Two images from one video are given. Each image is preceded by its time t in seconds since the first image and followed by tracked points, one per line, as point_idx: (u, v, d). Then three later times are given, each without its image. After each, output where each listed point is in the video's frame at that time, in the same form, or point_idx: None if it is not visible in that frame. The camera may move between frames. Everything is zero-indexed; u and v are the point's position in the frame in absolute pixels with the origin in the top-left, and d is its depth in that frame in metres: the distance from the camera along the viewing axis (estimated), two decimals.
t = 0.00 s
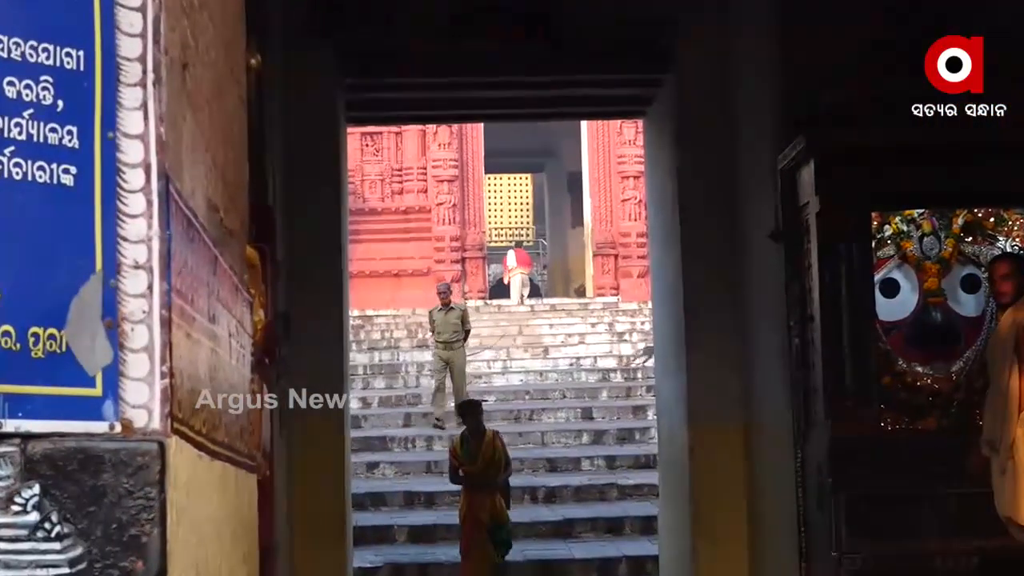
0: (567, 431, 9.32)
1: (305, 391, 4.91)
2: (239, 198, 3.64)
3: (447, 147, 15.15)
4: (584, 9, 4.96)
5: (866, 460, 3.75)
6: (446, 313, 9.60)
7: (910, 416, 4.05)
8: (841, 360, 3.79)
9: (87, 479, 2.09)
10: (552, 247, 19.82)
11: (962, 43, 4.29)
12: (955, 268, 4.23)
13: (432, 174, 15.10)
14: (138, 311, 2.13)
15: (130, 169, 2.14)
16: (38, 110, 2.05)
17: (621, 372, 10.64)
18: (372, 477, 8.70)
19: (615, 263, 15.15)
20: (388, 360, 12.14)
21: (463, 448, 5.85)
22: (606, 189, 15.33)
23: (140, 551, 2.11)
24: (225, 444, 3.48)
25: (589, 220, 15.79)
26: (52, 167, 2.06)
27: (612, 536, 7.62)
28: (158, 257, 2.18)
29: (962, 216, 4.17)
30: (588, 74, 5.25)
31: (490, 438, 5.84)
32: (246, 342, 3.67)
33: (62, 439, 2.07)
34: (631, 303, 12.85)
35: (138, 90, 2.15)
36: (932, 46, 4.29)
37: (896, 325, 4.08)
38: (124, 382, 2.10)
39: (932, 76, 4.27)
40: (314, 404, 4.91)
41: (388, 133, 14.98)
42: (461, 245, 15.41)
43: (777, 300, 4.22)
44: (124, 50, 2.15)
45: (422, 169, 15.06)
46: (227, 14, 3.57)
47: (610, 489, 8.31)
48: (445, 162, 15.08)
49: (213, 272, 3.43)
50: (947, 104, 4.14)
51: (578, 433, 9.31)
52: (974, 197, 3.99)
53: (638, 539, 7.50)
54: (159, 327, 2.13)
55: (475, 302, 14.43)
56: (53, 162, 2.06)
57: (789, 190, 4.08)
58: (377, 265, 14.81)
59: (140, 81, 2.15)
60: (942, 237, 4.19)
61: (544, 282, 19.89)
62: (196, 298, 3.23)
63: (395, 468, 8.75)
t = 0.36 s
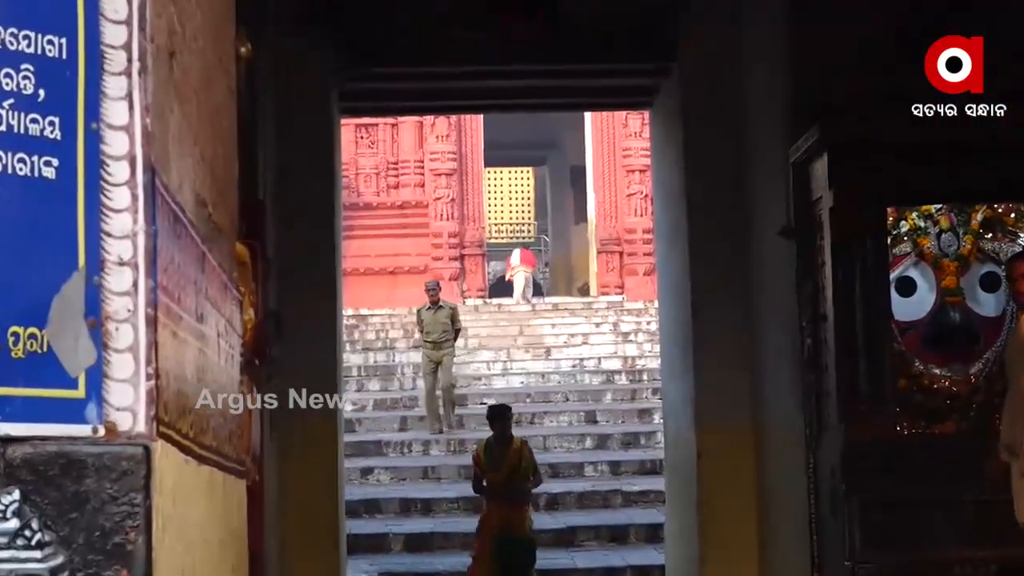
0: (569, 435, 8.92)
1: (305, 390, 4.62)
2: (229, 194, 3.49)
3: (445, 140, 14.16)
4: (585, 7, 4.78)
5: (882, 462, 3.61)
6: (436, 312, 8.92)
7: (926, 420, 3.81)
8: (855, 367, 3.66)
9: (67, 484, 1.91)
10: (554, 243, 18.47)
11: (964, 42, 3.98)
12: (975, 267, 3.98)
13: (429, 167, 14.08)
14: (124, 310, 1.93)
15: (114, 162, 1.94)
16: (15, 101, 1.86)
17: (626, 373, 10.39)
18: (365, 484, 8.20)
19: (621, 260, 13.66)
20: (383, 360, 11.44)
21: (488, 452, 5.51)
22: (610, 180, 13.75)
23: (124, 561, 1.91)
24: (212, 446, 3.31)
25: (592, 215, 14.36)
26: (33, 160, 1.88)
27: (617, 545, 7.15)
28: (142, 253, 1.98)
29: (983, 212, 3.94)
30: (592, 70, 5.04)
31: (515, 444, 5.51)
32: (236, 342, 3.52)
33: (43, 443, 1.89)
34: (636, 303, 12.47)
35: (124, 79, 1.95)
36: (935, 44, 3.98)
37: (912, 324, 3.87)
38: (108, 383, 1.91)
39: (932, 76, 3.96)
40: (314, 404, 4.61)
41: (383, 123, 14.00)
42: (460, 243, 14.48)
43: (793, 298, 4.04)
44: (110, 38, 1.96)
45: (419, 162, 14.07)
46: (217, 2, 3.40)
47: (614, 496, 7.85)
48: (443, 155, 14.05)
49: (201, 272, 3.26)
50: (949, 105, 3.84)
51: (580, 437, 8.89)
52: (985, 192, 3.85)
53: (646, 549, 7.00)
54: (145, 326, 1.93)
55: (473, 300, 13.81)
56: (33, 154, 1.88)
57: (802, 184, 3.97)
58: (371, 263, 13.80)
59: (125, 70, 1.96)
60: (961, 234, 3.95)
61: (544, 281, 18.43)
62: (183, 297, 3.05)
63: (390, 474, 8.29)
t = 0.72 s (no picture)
0: (570, 439, 8.52)
1: (305, 390, 4.40)
2: (214, 187, 3.34)
3: (439, 131, 13.46)
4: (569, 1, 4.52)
5: (896, 464, 3.46)
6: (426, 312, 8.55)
7: (941, 423, 3.58)
8: (868, 368, 3.50)
9: (47, 492, 1.96)
10: (554, 239, 18.21)
11: (964, 41, 3.72)
12: (992, 264, 3.76)
13: (423, 161, 13.43)
14: (105, 309, 1.99)
15: (96, 155, 2.00)
16: None
17: (629, 375, 10.03)
18: (356, 490, 7.75)
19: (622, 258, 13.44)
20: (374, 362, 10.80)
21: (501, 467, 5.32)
22: (611, 174, 13.50)
23: (105, 570, 1.96)
24: (199, 450, 3.17)
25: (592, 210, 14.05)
26: (13, 154, 1.93)
27: (619, 555, 6.92)
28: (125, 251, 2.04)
29: (1000, 208, 3.73)
30: (590, 59, 4.87)
31: (529, 457, 5.31)
32: (223, 343, 3.39)
33: (22, 450, 1.93)
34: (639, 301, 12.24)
35: (105, 69, 2.01)
36: (937, 44, 3.72)
37: (927, 324, 3.65)
38: (89, 383, 1.97)
39: (932, 76, 3.69)
40: (314, 404, 4.39)
41: (375, 116, 13.46)
42: (454, 239, 13.61)
43: (801, 297, 3.89)
44: (89, 28, 2.01)
45: (412, 155, 13.45)
46: None
47: (616, 503, 7.58)
48: (436, 148, 13.37)
49: (186, 269, 3.11)
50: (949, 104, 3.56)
51: (582, 441, 8.49)
52: (993, 190, 3.70)
53: (650, 558, 6.73)
54: (127, 326, 1.99)
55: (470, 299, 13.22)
56: (11, 147, 1.92)
57: (813, 179, 3.81)
58: (363, 260, 13.23)
59: (106, 60, 2.02)
60: (978, 230, 3.74)
61: (544, 279, 18.16)
62: (167, 295, 2.91)
63: (383, 480, 7.84)
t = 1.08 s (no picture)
0: (574, 441, 8.04)
1: (306, 390, 4.03)
2: (202, 178, 3.21)
3: (438, 121, 12.82)
4: None
5: (939, 477, 3.29)
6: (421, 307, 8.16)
7: (963, 425, 3.45)
8: (885, 364, 3.36)
9: (29, 496, 1.91)
10: (559, 233, 17.57)
11: (964, 42, 3.60)
12: (1015, 259, 3.62)
13: (421, 152, 12.83)
14: (89, 306, 1.91)
15: (80, 146, 1.91)
16: None
17: (635, 375, 9.60)
18: (351, 495, 7.25)
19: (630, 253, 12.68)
20: (370, 361, 10.49)
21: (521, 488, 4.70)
22: (619, 166, 12.99)
23: None
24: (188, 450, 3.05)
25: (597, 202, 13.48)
26: None
27: (626, 563, 6.46)
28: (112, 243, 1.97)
29: None
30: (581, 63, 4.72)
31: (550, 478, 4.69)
32: (212, 342, 3.26)
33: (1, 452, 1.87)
34: (647, 299, 11.94)
35: (89, 55, 1.91)
36: (936, 46, 3.61)
37: (948, 323, 3.53)
38: (73, 384, 1.90)
39: (932, 76, 3.57)
40: (316, 404, 4.01)
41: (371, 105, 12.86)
42: (454, 233, 13.12)
43: (818, 294, 3.73)
44: (73, 10, 1.92)
45: (410, 146, 12.83)
46: None
47: (622, 508, 7.06)
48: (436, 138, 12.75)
49: (174, 262, 2.97)
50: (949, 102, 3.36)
51: (587, 444, 7.99)
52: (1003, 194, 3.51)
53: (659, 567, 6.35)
54: (112, 323, 1.92)
55: (471, 295, 12.83)
56: None
57: (827, 171, 3.68)
58: (358, 255, 12.77)
59: (91, 46, 1.92)
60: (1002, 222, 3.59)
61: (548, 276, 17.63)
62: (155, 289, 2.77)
63: (380, 484, 7.33)
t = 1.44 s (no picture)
0: (577, 445, 7.78)
1: (307, 389, 3.78)
2: (189, 170, 3.08)
3: (435, 111, 12.54)
4: None
5: (956, 482, 3.07)
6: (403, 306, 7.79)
7: (981, 430, 3.21)
8: (899, 364, 3.14)
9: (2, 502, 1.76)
10: (560, 226, 17.17)
11: (964, 41, 3.35)
12: None
13: (418, 143, 12.54)
14: (72, 303, 1.73)
15: (61, 135, 1.73)
16: None
17: (640, 376, 9.36)
18: (343, 501, 7.06)
19: (634, 249, 12.38)
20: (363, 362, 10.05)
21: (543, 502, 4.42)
22: (622, 158, 12.53)
23: None
24: (173, 455, 2.91)
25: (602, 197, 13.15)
26: None
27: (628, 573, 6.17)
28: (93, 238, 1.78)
29: None
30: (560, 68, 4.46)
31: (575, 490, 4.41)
32: (197, 342, 3.11)
33: None
34: (651, 297, 11.58)
35: (71, 41, 1.74)
36: (934, 44, 3.36)
37: (967, 322, 3.28)
38: (53, 387, 1.73)
39: (931, 77, 3.35)
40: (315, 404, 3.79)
41: (365, 94, 12.56)
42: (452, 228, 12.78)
43: (829, 292, 3.56)
44: None
45: (405, 137, 12.55)
46: None
47: (625, 516, 6.80)
48: (432, 129, 12.47)
49: (157, 258, 2.83)
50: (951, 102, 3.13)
51: (589, 449, 7.74)
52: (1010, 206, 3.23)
53: None
54: (95, 322, 1.74)
55: (469, 293, 12.49)
56: None
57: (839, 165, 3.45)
58: (352, 251, 12.46)
59: (74, 30, 1.74)
60: None
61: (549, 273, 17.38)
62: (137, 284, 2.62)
63: (373, 490, 7.13)
